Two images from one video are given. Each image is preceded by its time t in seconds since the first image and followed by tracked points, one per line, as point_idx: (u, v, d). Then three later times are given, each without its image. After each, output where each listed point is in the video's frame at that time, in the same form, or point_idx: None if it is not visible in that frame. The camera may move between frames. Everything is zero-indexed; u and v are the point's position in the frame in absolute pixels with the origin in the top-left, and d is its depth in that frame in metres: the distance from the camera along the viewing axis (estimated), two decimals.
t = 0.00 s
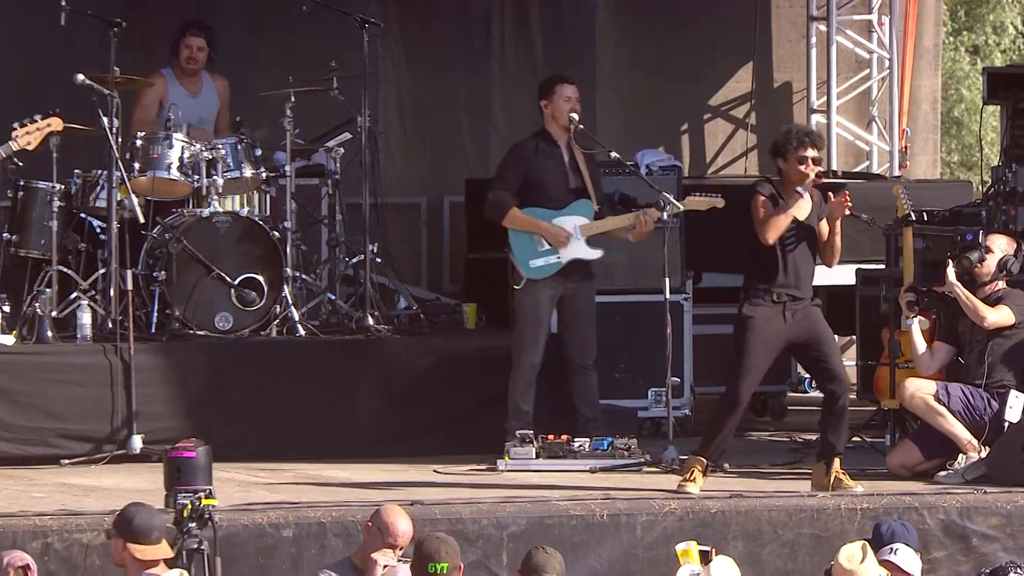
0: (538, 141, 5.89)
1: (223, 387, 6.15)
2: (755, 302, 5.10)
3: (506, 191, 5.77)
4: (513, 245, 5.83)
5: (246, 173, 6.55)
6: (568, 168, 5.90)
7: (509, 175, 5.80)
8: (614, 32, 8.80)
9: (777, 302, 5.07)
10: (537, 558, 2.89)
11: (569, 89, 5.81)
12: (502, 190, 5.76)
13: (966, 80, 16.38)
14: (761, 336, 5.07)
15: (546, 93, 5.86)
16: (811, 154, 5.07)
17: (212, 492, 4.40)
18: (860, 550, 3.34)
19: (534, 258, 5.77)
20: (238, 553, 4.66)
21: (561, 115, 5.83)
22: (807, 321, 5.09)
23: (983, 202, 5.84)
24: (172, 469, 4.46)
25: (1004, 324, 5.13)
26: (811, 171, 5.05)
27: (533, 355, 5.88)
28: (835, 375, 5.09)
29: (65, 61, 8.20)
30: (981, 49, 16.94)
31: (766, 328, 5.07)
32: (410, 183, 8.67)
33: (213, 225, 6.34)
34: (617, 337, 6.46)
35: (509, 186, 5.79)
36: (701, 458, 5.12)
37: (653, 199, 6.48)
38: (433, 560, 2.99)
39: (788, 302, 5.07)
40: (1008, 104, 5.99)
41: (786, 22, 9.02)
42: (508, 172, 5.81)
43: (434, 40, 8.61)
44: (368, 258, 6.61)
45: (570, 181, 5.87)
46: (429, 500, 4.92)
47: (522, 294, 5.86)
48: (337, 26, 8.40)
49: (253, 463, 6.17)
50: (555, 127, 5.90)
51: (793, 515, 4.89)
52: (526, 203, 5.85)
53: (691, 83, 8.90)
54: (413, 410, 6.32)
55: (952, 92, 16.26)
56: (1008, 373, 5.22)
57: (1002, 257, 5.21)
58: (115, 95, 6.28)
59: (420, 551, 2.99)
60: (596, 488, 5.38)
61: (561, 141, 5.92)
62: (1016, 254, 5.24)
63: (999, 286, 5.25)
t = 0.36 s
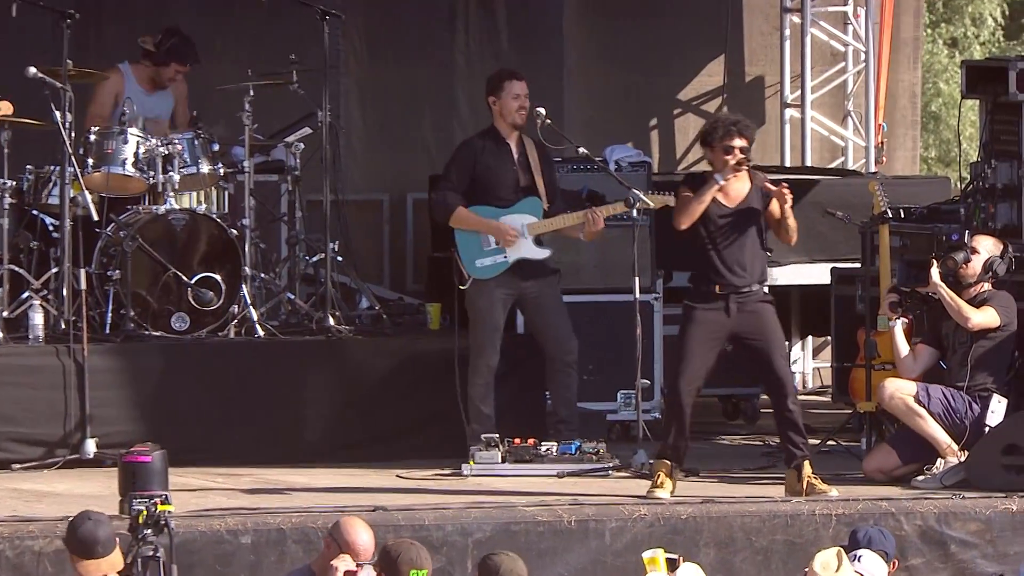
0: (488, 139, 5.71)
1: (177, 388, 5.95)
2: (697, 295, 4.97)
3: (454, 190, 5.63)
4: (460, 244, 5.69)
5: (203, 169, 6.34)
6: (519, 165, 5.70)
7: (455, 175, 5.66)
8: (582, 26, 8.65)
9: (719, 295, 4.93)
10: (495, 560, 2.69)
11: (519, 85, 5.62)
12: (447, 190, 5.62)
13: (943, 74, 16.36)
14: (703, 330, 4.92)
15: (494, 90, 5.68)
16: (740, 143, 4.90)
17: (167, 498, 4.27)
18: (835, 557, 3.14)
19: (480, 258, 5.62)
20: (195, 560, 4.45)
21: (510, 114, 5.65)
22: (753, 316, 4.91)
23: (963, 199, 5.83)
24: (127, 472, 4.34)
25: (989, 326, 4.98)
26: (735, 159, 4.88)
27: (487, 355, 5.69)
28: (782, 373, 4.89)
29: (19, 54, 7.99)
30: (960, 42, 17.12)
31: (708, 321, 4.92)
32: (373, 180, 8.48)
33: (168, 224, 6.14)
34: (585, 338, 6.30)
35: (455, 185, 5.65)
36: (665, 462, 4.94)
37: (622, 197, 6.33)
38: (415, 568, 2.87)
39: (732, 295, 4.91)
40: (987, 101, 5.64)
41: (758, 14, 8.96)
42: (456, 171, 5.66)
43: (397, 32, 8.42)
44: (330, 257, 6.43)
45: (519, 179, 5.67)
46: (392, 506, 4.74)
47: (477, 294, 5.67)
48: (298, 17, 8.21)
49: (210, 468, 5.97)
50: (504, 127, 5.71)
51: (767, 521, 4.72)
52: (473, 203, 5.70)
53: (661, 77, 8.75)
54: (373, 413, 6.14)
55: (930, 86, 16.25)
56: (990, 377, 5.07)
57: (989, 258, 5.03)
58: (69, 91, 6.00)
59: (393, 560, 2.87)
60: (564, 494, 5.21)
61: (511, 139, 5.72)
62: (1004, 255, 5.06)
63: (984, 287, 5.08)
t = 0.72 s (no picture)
0: (468, 137, 5.52)
1: (139, 389, 5.77)
2: (665, 305, 4.76)
3: (433, 187, 5.47)
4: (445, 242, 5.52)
5: (167, 162, 6.16)
6: (503, 157, 5.52)
7: (435, 174, 5.48)
8: (555, 17, 8.49)
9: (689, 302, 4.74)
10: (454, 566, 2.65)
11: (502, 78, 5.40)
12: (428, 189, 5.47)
13: (928, 65, 16.17)
14: (673, 340, 4.72)
15: (475, 83, 5.47)
16: (690, 148, 4.67)
17: (132, 501, 4.19)
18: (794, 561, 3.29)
19: (464, 254, 5.45)
20: (160, 565, 4.30)
21: (490, 106, 5.45)
22: (725, 320, 4.75)
23: (948, 194, 5.73)
24: (87, 475, 4.21)
25: (977, 325, 4.85)
26: (692, 168, 4.64)
27: (467, 355, 5.54)
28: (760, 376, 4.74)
29: None
30: (946, 32, 16.83)
31: (679, 329, 4.72)
32: (341, 173, 8.31)
33: (130, 219, 5.94)
34: (561, 337, 6.15)
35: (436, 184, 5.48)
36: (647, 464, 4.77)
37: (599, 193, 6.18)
38: None
39: (701, 304, 4.74)
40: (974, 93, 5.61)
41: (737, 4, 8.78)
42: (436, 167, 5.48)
43: (366, 22, 8.25)
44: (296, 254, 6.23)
45: (501, 170, 5.51)
46: (360, 509, 4.57)
47: (462, 293, 5.54)
48: (265, 8, 8.04)
49: (174, 471, 5.79)
50: (487, 119, 5.51)
51: (746, 525, 4.57)
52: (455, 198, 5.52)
53: (637, 70, 8.61)
54: (341, 415, 5.97)
55: (914, 78, 16.09)
56: (978, 378, 4.95)
57: (977, 256, 4.91)
58: (28, 81, 5.80)
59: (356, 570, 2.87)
60: (539, 497, 5.06)
61: (496, 130, 5.54)
62: (993, 253, 4.94)
63: (972, 286, 4.96)
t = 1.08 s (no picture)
0: (463, 129, 5.37)
1: (109, 389, 5.60)
2: (682, 296, 4.60)
3: (424, 183, 5.32)
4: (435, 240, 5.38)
5: (138, 157, 5.97)
6: (499, 154, 5.37)
7: (430, 169, 5.33)
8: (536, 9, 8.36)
9: (708, 295, 4.59)
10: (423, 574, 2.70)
11: (497, 71, 5.24)
12: (424, 183, 5.32)
13: (918, 57, 16.15)
14: (692, 333, 4.58)
15: (474, 75, 5.30)
16: (708, 127, 4.61)
17: (101, 501, 4.04)
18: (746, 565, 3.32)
19: (456, 253, 5.31)
20: (128, 572, 4.14)
21: (486, 101, 5.29)
22: (742, 312, 4.61)
23: (940, 187, 5.59)
24: (55, 479, 4.09)
25: (970, 324, 4.73)
26: (715, 144, 4.56)
27: (454, 354, 5.39)
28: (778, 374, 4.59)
29: None
30: (938, 23, 16.80)
31: (697, 323, 4.58)
32: (317, 168, 8.15)
33: (99, 215, 5.79)
34: (543, 336, 6.01)
35: (430, 179, 5.33)
36: (631, 470, 4.63)
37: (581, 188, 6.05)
38: None
39: (720, 296, 4.59)
40: (967, 85, 5.55)
41: None
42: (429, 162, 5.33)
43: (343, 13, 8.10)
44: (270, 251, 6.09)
45: (499, 168, 5.35)
46: (336, 513, 4.43)
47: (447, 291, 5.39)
48: None
49: (143, 474, 5.62)
50: (484, 113, 5.36)
51: (733, 529, 4.44)
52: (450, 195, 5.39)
53: (620, 63, 8.48)
54: (317, 415, 5.82)
55: (905, 69, 16.05)
56: (970, 378, 4.84)
57: (969, 253, 4.78)
58: None
59: None
60: (520, 500, 4.92)
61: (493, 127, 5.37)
62: (987, 250, 4.82)
63: (966, 284, 4.84)
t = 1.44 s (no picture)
0: (432, 122, 5.22)
1: (82, 394, 5.45)
2: (682, 304, 4.48)
3: (396, 182, 5.15)
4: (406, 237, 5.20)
5: (114, 154, 5.81)
6: (469, 150, 5.23)
7: (399, 163, 5.17)
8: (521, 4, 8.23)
9: (709, 304, 4.46)
10: None
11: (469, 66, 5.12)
12: (389, 179, 5.16)
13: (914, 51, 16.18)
14: (692, 343, 4.45)
15: (443, 69, 5.17)
16: (740, 139, 4.45)
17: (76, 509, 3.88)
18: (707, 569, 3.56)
19: (427, 251, 5.15)
20: None
21: (456, 95, 5.15)
22: (746, 324, 4.47)
23: (936, 186, 5.50)
24: (28, 485, 3.90)
25: (970, 325, 4.62)
26: (741, 159, 4.43)
27: (432, 359, 5.25)
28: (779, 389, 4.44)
29: None
30: (934, 18, 16.80)
31: (698, 333, 4.44)
32: (297, 164, 8.01)
33: (73, 215, 5.65)
34: (529, 338, 5.88)
35: (400, 174, 5.16)
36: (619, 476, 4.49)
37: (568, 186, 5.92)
38: None
39: (723, 305, 4.46)
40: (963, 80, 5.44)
41: None
42: (399, 159, 5.16)
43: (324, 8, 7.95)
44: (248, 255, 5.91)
45: (467, 163, 5.21)
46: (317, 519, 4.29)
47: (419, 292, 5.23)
48: None
49: (118, 480, 5.47)
50: (454, 108, 5.22)
51: (724, 537, 4.30)
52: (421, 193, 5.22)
53: (607, 60, 8.35)
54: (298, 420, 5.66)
55: (902, 65, 16.06)
56: (968, 382, 4.73)
57: (970, 254, 4.68)
58: None
59: None
60: (506, 507, 4.79)
61: (462, 121, 5.24)
62: (987, 251, 4.70)
63: (964, 285, 4.73)
